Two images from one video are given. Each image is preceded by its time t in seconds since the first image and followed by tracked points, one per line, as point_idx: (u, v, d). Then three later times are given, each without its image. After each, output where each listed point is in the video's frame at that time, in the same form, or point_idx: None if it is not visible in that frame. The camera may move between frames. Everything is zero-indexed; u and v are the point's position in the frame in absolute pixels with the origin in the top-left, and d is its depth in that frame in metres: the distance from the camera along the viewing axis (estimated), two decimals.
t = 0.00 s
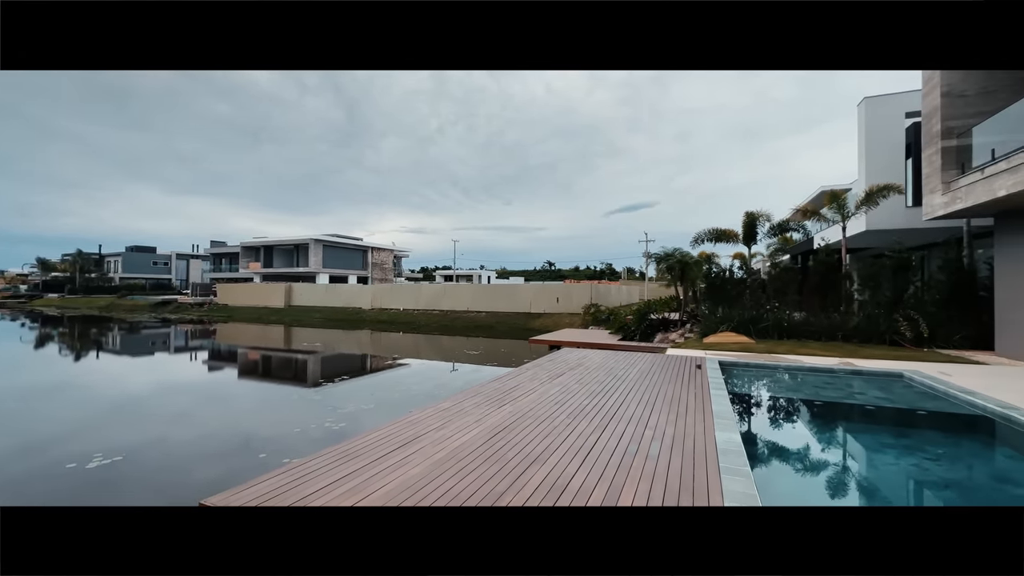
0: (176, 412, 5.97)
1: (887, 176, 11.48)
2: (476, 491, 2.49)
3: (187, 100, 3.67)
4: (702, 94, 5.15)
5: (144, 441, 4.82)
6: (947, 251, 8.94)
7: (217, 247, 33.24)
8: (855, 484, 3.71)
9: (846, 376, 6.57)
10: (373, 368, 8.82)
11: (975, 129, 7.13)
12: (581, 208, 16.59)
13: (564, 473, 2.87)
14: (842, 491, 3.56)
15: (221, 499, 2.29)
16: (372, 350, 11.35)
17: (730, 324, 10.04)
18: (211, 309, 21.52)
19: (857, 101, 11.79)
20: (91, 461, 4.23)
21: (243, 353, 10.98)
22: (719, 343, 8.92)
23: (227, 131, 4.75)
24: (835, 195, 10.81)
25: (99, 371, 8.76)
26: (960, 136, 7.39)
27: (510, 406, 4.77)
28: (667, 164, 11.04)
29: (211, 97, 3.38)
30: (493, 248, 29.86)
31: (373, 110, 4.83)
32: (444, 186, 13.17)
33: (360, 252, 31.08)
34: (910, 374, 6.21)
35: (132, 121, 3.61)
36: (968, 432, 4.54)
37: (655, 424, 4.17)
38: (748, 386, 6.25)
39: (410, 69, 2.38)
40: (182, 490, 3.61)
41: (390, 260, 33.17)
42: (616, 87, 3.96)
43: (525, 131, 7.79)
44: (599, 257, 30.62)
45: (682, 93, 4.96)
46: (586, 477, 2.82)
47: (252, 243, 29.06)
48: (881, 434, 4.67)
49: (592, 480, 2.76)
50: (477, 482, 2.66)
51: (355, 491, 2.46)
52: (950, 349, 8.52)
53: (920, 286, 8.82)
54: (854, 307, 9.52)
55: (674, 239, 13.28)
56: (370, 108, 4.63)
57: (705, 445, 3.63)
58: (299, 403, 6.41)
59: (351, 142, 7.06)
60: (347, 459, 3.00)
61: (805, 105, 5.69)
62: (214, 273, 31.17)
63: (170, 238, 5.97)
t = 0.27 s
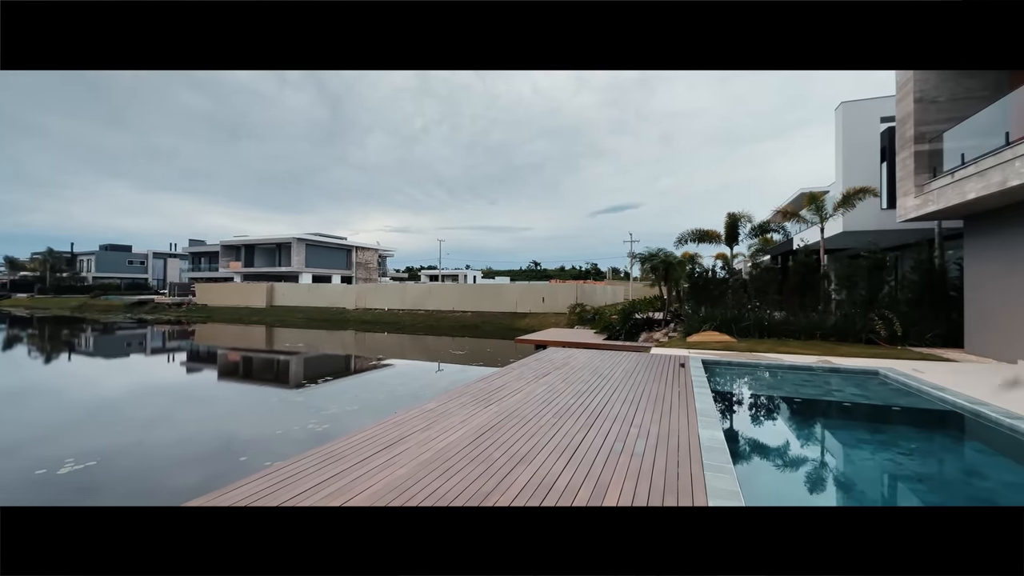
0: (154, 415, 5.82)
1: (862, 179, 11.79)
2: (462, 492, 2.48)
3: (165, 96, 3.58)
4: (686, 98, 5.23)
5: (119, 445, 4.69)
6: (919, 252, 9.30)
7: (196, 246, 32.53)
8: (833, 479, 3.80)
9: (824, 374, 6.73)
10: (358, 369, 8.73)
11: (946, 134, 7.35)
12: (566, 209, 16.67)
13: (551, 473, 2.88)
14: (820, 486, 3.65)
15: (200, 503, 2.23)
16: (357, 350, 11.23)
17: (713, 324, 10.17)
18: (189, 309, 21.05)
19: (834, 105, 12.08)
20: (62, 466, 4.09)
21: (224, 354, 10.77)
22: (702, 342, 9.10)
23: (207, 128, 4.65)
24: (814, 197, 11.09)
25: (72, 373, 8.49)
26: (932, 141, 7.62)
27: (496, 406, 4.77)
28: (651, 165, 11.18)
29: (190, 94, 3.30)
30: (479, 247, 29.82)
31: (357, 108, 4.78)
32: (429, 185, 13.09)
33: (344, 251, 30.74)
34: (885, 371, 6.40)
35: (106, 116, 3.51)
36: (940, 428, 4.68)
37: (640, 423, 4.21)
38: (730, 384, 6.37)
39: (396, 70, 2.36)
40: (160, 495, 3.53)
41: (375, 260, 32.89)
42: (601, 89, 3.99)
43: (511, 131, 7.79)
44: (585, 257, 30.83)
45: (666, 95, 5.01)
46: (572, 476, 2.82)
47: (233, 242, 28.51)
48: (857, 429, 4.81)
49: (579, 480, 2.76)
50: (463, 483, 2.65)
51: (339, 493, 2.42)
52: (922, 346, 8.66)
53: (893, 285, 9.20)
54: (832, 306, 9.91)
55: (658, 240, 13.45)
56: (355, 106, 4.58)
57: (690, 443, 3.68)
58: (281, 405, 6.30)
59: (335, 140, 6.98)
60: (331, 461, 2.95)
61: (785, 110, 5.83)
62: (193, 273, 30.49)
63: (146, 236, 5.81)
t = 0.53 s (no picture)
0: (130, 418, 5.68)
1: (840, 182, 12.07)
2: (449, 492, 2.47)
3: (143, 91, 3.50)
4: (670, 99, 5.29)
5: (94, 449, 4.55)
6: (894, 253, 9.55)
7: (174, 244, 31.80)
8: (812, 475, 3.89)
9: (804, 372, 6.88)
10: (342, 369, 8.64)
11: (920, 138, 7.56)
12: (552, 209, 16.71)
13: (537, 472, 2.89)
14: (800, 482, 3.73)
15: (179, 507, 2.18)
16: (341, 351, 11.10)
17: (697, 323, 10.36)
18: (167, 309, 20.56)
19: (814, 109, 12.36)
20: (32, 472, 3.95)
21: (204, 355, 10.55)
22: (686, 340, 9.27)
23: (188, 125, 4.56)
24: (794, 199, 11.33)
25: (43, 375, 8.22)
26: (907, 144, 7.83)
27: (483, 406, 4.77)
28: (637, 166, 11.29)
29: (172, 91, 3.24)
30: (465, 247, 29.72)
31: (342, 106, 4.73)
32: (415, 185, 13.00)
33: (328, 251, 30.36)
34: (863, 369, 6.57)
35: (80, 111, 3.41)
36: (914, 423, 4.83)
37: (626, 422, 4.25)
38: (713, 382, 6.47)
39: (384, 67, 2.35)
40: (137, 500, 3.44)
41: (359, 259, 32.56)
42: (587, 90, 4.02)
43: (498, 131, 7.80)
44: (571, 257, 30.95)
45: (651, 96, 5.07)
46: (559, 475, 2.83)
47: (213, 240, 27.95)
48: (836, 425, 4.93)
49: (566, 479, 2.77)
50: (450, 483, 2.64)
51: (323, 496, 2.39)
52: (897, 344, 8.89)
53: (870, 285, 9.44)
54: (812, 305, 10.19)
55: (643, 240, 13.59)
56: (339, 103, 4.53)
57: (674, 441, 3.73)
58: (264, 406, 6.21)
59: (319, 138, 6.89)
60: (314, 464, 2.91)
61: (766, 111, 5.95)
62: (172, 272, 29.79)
63: (121, 234, 5.65)
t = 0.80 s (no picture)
0: (108, 420, 5.53)
1: (821, 183, 12.31)
2: (436, 493, 2.46)
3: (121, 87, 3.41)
4: (656, 100, 5.33)
5: (70, 453, 4.43)
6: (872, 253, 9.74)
7: (153, 242, 31.06)
8: (794, 471, 3.97)
9: (787, 369, 7.01)
10: (328, 370, 8.53)
11: (896, 141, 7.75)
12: (539, 208, 16.72)
13: (525, 471, 2.90)
14: (782, 478, 3.81)
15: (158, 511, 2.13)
16: (326, 351, 10.98)
17: (682, 322, 10.52)
18: (146, 309, 20.10)
19: (796, 110, 12.58)
20: (4, 477, 3.82)
21: (184, 356, 10.34)
22: (672, 339, 9.34)
23: (168, 121, 4.46)
24: (778, 199, 11.49)
25: (16, 377, 7.97)
26: (884, 147, 8.02)
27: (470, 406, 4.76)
28: (623, 166, 11.37)
29: (152, 87, 3.17)
30: (452, 246, 29.59)
31: (327, 103, 4.67)
32: (401, 183, 12.90)
33: (313, 249, 29.96)
34: (843, 366, 6.71)
35: (54, 107, 3.31)
36: (892, 419, 4.96)
37: (613, 420, 4.28)
38: (698, 380, 6.56)
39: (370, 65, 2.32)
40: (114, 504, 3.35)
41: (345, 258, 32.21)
42: (574, 90, 4.03)
43: (486, 130, 7.78)
44: (558, 257, 31.04)
45: (637, 97, 5.09)
46: (546, 474, 2.84)
47: (194, 238, 27.38)
48: (817, 422, 5.04)
49: (553, 478, 2.78)
50: (437, 483, 2.63)
51: (308, 498, 2.37)
52: (875, 342, 9.22)
53: (849, 284, 9.65)
54: (794, 304, 10.30)
55: (629, 239, 13.68)
56: (324, 100, 4.47)
57: (661, 439, 3.78)
58: (247, 407, 6.10)
59: (305, 136, 6.79)
60: (299, 465, 2.88)
61: (750, 115, 6.04)
62: (151, 270, 29.14)
63: (98, 232, 5.50)
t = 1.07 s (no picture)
0: (86, 422, 5.40)
1: (805, 183, 12.53)
2: (424, 492, 2.46)
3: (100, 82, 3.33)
4: (644, 100, 5.36)
5: (46, 455, 4.31)
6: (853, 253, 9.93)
7: (133, 239, 30.34)
8: (777, 466, 4.05)
9: (770, 366, 7.12)
10: (314, 369, 8.43)
11: (877, 143, 7.91)
12: (527, 207, 16.73)
13: (514, 470, 2.90)
14: (765, 473, 3.88)
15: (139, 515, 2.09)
16: (312, 350, 10.86)
17: (669, 320, 10.61)
18: (125, 308, 19.64)
19: (780, 112, 12.79)
20: None
21: (166, 356, 10.14)
22: (659, 337, 9.45)
23: (149, 117, 4.37)
24: (762, 199, 11.68)
25: None
26: (865, 149, 8.19)
27: (458, 404, 4.75)
28: (611, 166, 11.44)
29: (134, 83, 3.11)
30: (440, 245, 29.46)
31: (314, 99, 4.62)
32: (389, 181, 12.80)
33: (299, 247, 29.58)
34: (825, 363, 6.85)
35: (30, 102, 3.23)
36: (871, 414, 5.08)
37: (601, 418, 4.30)
38: (684, 377, 6.65)
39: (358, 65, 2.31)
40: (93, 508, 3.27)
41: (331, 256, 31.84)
42: (562, 89, 4.04)
43: (475, 128, 7.76)
44: (547, 255, 31.11)
45: (625, 97, 5.13)
46: (535, 473, 2.85)
47: (175, 236, 26.83)
48: (800, 417, 5.14)
49: (542, 476, 2.79)
50: (425, 483, 2.62)
51: (294, 499, 2.35)
52: (855, 340, 9.38)
53: (831, 283, 9.80)
54: (777, 302, 10.51)
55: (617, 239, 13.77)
56: (310, 96, 4.42)
57: (649, 436, 3.82)
58: (231, 408, 6.01)
59: (291, 133, 6.69)
60: (284, 466, 2.84)
61: (736, 116, 6.12)
62: (131, 268, 28.48)
63: (75, 229, 5.35)
